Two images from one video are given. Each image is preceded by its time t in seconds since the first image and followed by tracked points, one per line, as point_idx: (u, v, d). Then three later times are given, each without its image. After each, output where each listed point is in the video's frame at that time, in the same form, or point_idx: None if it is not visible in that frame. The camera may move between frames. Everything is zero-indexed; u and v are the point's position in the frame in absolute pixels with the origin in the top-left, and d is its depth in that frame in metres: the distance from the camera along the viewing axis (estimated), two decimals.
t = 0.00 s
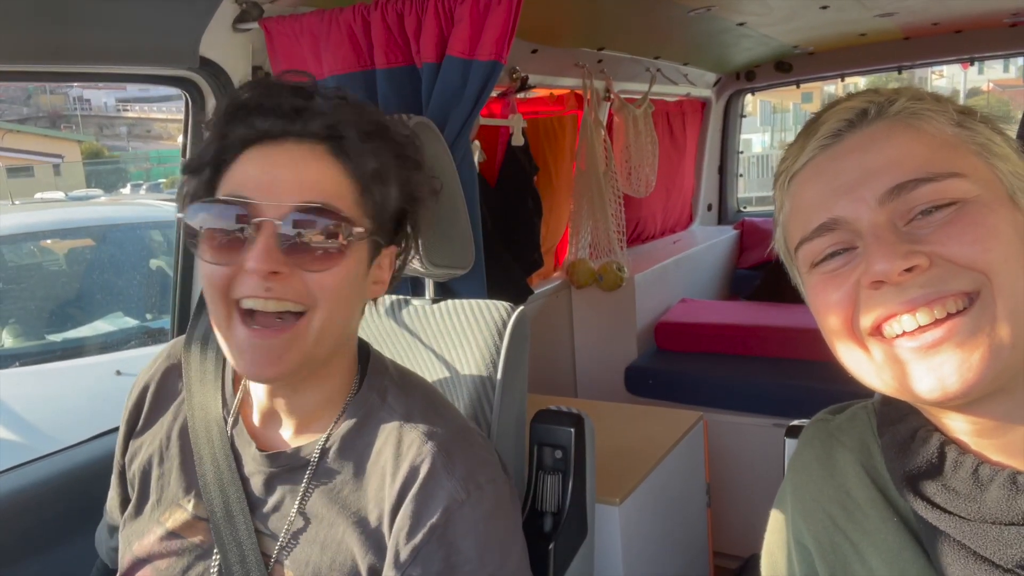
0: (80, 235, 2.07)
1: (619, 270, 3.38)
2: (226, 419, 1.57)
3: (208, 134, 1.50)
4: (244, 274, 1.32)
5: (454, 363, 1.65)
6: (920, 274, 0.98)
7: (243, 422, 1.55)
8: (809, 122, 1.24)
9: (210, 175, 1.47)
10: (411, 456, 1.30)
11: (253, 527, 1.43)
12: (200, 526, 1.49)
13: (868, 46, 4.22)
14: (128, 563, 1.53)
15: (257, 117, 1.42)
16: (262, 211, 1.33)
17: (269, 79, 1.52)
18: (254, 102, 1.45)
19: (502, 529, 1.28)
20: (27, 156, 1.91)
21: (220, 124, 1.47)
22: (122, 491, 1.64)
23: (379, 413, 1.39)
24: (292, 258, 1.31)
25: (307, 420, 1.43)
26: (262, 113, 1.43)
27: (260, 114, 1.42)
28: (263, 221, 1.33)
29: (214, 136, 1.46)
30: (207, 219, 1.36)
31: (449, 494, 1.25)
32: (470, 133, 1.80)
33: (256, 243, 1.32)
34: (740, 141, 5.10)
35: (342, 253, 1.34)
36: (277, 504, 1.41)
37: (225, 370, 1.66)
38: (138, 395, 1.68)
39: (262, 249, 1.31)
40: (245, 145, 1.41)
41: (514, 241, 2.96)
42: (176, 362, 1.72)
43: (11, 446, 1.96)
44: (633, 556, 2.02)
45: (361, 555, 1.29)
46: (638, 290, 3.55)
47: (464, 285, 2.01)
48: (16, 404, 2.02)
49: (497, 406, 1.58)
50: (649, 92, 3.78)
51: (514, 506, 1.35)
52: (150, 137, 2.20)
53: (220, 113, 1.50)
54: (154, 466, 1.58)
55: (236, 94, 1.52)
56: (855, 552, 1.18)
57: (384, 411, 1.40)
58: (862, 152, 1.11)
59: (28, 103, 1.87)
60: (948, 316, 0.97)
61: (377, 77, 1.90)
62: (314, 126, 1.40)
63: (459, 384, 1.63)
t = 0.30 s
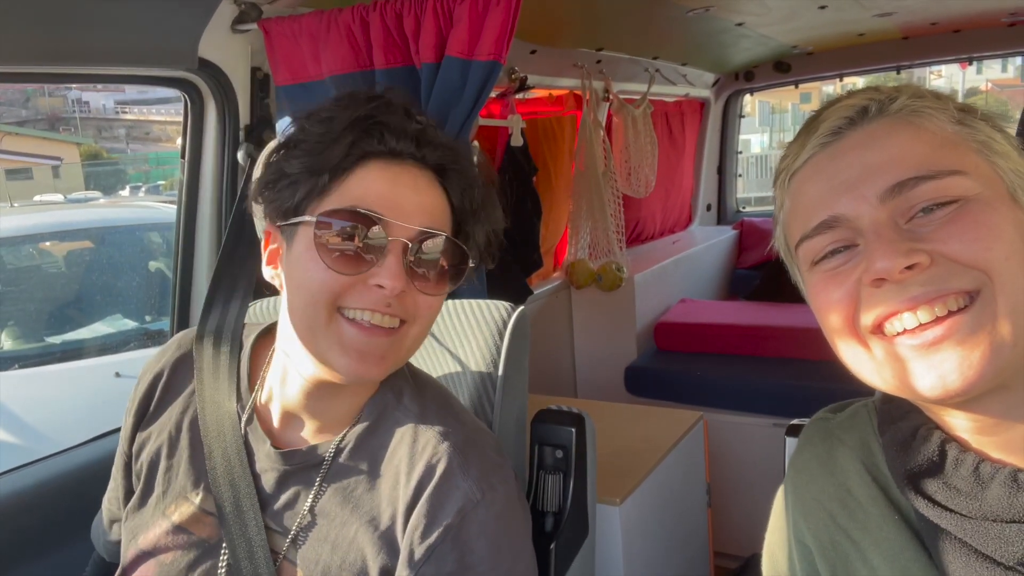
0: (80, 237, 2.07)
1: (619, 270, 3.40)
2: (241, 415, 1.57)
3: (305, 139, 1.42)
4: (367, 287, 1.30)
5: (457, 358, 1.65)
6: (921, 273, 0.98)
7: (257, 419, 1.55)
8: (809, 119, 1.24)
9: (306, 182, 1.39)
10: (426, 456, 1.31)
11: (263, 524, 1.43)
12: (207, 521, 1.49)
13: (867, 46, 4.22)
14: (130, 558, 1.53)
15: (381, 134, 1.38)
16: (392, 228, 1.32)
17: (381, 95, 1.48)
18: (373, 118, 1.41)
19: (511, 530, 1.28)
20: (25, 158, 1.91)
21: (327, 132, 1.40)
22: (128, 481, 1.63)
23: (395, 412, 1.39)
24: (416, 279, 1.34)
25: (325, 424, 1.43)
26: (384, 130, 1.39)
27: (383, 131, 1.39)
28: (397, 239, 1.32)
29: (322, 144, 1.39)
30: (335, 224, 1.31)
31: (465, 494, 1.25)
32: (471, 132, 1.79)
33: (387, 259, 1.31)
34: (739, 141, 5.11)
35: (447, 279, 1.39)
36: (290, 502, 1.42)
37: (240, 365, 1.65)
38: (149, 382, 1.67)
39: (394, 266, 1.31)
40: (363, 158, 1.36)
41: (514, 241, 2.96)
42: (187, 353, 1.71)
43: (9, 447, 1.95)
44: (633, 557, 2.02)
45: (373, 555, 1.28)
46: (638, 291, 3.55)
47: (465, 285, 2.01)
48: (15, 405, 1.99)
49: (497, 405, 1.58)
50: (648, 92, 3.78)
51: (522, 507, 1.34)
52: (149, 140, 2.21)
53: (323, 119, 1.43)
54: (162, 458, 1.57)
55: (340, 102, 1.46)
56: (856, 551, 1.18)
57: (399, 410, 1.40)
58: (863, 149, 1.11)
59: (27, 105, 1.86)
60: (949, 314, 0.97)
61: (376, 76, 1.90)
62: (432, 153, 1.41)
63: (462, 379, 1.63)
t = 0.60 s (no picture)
0: (79, 240, 2.07)
1: (617, 271, 3.40)
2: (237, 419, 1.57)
3: (304, 145, 1.42)
4: (365, 296, 1.30)
5: (454, 362, 1.65)
6: (915, 276, 0.98)
7: (255, 426, 1.54)
8: (805, 123, 1.24)
9: (305, 189, 1.38)
10: (423, 459, 1.31)
11: (261, 528, 1.44)
12: (204, 526, 1.50)
13: (865, 46, 4.22)
14: (128, 563, 1.53)
15: (380, 141, 1.39)
16: (389, 237, 1.32)
17: (380, 102, 1.48)
18: (371, 125, 1.41)
19: (509, 533, 1.28)
20: (25, 161, 1.92)
21: (326, 138, 1.40)
22: (124, 487, 1.62)
23: (392, 417, 1.40)
24: (414, 288, 1.33)
25: (326, 429, 1.42)
26: (383, 137, 1.39)
27: (381, 138, 1.39)
28: (394, 247, 1.32)
29: (321, 150, 1.39)
30: (332, 231, 1.31)
31: (461, 497, 1.26)
32: (468, 134, 1.78)
33: (385, 268, 1.30)
34: (739, 142, 5.11)
35: (443, 288, 1.39)
36: (287, 506, 1.42)
37: (237, 368, 1.65)
38: (147, 385, 1.66)
39: (393, 274, 1.31)
40: (361, 165, 1.36)
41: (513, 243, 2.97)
42: (184, 356, 1.71)
43: (9, 452, 1.96)
44: (632, 558, 2.02)
45: (370, 560, 1.27)
46: (637, 292, 3.55)
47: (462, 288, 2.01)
48: (16, 409, 1.99)
49: (495, 408, 1.58)
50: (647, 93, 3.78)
51: (519, 509, 1.34)
52: (149, 142, 2.21)
53: (322, 125, 1.43)
54: (158, 463, 1.57)
55: (339, 108, 1.46)
56: (852, 554, 1.19)
57: (396, 414, 1.40)
58: (857, 153, 1.11)
59: (27, 107, 1.87)
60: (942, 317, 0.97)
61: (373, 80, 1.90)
62: (430, 162, 1.41)
63: (458, 385, 1.64)
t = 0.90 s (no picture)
0: (79, 242, 2.07)
1: (618, 270, 3.37)
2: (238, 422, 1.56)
3: (300, 149, 1.41)
4: (372, 302, 1.29)
5: (455, 362, 1.65)
6: (917, 275, 0.98)
7: (255, 428, 1.54)
8: (806, 122, 1.24)
9: (304, 194, 1.37)
10: (423, 460, 1.31)
11: (261, 529, 1.44)
12: (205, 528, 1.49)
13: (865, 46, 4.22)
14: (128, 566, 1.53)
15: (378, 144, 1.38)
16: (393, 240, 1.32)
17: (373, 103, 1.47)
18: (368, 127, 1.41)
19: (509, 534, 1.28)
20: (25, 162, 1.92)
21: (322, 142, 1.39)
22: (125, 489, 1.62)
23: (392, 417, 1.40)
24: (419, 291, 1.34)
25: (326, 430, 1.42)
26: (381, 140, 1.39)
27: (379, 141, 1.38)
28: (398, 251, 1.32)
29: (318, 154, 1.37)
30: (336, 236, 1.30)
31: (461, 498, 1.25)
32: (468, 134, 1.78)
33: (390, 272, 1.30)
34: (739, 141, 5.11)
35: (444, 290, 1.39)
36: (288, 508, 1.42)
37: (237, 368, 1.65)
38: (147, 387, 1.67)
39: (399, 279, 1.31)
40: (361, 169, 1.36)
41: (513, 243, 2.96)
42: (184, 358, 1.71)
43: (9, 454, 1.95)
44: (634, 558, 2.02)
45: (371, 561, 1.27)
46: (637, 292, 3.55)
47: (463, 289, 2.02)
48: (17, 411, 1.98)
49: (496, 409, 1.58)
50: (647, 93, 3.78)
51: (520, 510, 1.34)
52: (149, 143, 2.21)
53: (317, 128, 1.42)
54: (159, 465, 1.57)
55: (332, 110, 1.44)
56: (854, 554, 1.19)
57: (396, 415, 1.40)
58: (859, 153, 1.11)
59: (27, 109, 1.87)
60: (945, 316, 0.96)
61: (373, 80, 1.90)
62: (428, 163, 1.41)
63: (459, 385, 1.63)
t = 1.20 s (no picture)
0: (80, 243, 2.07)
1: (619, 271, 3.38)
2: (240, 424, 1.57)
3: (314, 153, 1.39)
4: (393, 304, 1.29)
5: (456, 362, 1.65)
6: (918, 275, 0.98)
7: (258, 429, 1.55)
8: (805, 122, 1.24)
9: (322, 197, 1.36)
10: (424, 459, 1.31)
11: (263, 529, 1.44)
12: (207, 529, 1.50)
13: (866, 45, 4.22)
14: (131, 566, 1.54)
15: (395, 147, 1.38)
16: (411, 243, 1.32)
17: (383, 106, 1.47)
18: (382, 130, 1.40)
19: (511, 533, 1.28)
20: (27, 163, 1.92)
21: (338, 145, 1.37)
22: (127, 490, 1.62)
23: (393, 416, 1.40)
24: (436, 295, 1.35)
25: (327, 429, 1.42)
26: (397, 144, 1.39)
27: (393, 145, 1.39)
28: (416, 254, 1.33)
29: (335, 158, 1.36)
30: (356, 240, 1.30)
31: (463, 497, 1.26)
32: (468, 136, 1.78)
33: (409, 274, 1.31)
34: (740, 141, 5.11)
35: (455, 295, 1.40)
36: (290, 508, 1.43)
37: (239, 368, 1.66)
38: (148, 390, 1.66)
39: (418, 282, 1.31)
40: (378, 172, 1.36)
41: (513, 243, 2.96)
42: (185, 358, 1.71)
43: (9, 455, 1.95)
44: (635, 558, 2.02)
45: (373, 560, 1.28)
46: (638, 292, 3.55)
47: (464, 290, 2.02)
48: (18, 411, 1.99)
49: (497, 409, 1.58)
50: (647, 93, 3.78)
51: (522, 509, 1.34)
52: (150, 144, 2.21)
53: (330, 131, 1.40)
54: (161, 466, 1.57)
55: (343, 113, 1.43)
56: (855, 553, 1.19)
57: (398, 414, 1.40)
58: (861, 152, 1.11)
59: (28, 110, 1.87)
60: (945, 316, 0.96)
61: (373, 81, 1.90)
62: (439, 167, 1.43)
63: (460, 385, 1.64)
